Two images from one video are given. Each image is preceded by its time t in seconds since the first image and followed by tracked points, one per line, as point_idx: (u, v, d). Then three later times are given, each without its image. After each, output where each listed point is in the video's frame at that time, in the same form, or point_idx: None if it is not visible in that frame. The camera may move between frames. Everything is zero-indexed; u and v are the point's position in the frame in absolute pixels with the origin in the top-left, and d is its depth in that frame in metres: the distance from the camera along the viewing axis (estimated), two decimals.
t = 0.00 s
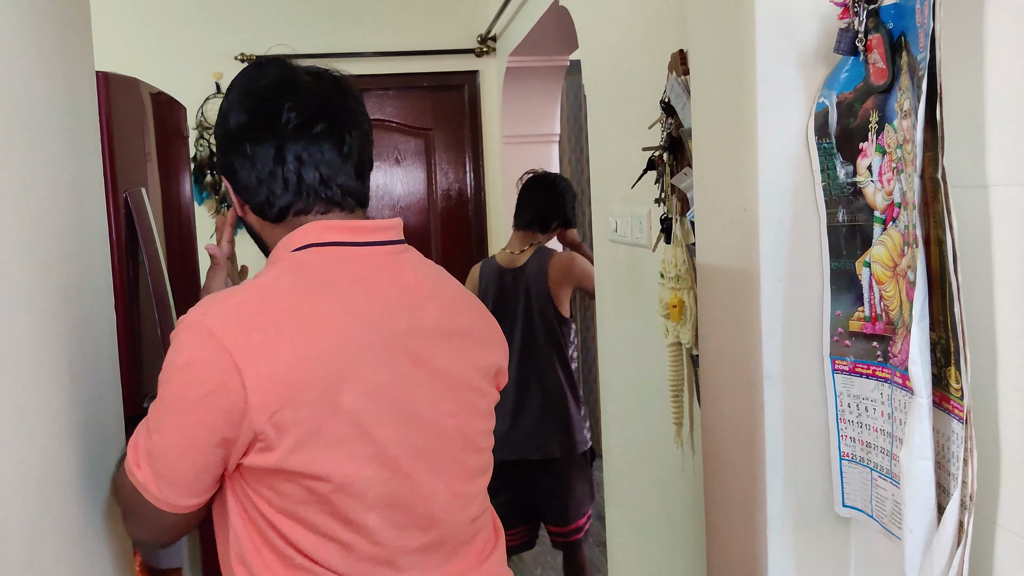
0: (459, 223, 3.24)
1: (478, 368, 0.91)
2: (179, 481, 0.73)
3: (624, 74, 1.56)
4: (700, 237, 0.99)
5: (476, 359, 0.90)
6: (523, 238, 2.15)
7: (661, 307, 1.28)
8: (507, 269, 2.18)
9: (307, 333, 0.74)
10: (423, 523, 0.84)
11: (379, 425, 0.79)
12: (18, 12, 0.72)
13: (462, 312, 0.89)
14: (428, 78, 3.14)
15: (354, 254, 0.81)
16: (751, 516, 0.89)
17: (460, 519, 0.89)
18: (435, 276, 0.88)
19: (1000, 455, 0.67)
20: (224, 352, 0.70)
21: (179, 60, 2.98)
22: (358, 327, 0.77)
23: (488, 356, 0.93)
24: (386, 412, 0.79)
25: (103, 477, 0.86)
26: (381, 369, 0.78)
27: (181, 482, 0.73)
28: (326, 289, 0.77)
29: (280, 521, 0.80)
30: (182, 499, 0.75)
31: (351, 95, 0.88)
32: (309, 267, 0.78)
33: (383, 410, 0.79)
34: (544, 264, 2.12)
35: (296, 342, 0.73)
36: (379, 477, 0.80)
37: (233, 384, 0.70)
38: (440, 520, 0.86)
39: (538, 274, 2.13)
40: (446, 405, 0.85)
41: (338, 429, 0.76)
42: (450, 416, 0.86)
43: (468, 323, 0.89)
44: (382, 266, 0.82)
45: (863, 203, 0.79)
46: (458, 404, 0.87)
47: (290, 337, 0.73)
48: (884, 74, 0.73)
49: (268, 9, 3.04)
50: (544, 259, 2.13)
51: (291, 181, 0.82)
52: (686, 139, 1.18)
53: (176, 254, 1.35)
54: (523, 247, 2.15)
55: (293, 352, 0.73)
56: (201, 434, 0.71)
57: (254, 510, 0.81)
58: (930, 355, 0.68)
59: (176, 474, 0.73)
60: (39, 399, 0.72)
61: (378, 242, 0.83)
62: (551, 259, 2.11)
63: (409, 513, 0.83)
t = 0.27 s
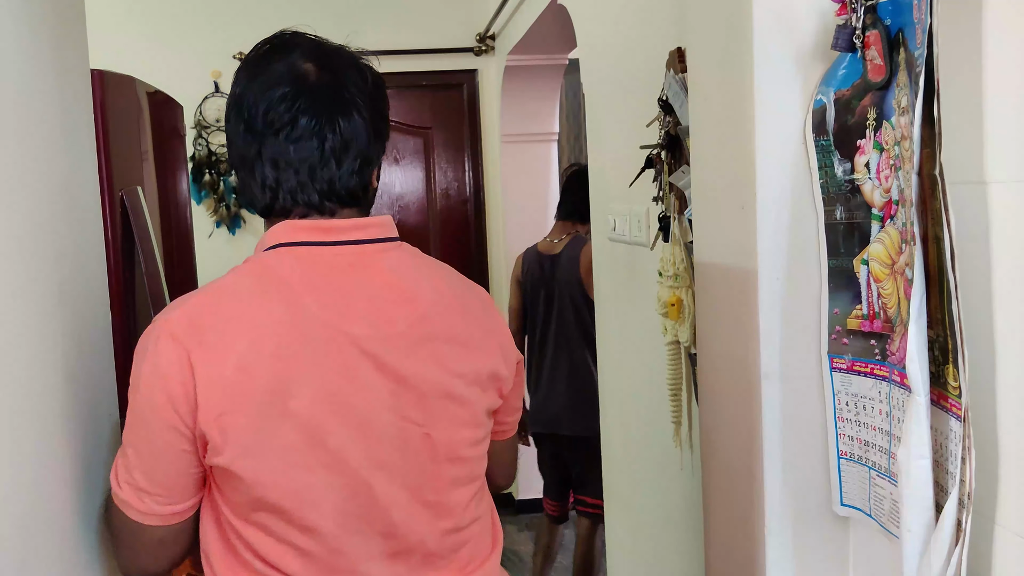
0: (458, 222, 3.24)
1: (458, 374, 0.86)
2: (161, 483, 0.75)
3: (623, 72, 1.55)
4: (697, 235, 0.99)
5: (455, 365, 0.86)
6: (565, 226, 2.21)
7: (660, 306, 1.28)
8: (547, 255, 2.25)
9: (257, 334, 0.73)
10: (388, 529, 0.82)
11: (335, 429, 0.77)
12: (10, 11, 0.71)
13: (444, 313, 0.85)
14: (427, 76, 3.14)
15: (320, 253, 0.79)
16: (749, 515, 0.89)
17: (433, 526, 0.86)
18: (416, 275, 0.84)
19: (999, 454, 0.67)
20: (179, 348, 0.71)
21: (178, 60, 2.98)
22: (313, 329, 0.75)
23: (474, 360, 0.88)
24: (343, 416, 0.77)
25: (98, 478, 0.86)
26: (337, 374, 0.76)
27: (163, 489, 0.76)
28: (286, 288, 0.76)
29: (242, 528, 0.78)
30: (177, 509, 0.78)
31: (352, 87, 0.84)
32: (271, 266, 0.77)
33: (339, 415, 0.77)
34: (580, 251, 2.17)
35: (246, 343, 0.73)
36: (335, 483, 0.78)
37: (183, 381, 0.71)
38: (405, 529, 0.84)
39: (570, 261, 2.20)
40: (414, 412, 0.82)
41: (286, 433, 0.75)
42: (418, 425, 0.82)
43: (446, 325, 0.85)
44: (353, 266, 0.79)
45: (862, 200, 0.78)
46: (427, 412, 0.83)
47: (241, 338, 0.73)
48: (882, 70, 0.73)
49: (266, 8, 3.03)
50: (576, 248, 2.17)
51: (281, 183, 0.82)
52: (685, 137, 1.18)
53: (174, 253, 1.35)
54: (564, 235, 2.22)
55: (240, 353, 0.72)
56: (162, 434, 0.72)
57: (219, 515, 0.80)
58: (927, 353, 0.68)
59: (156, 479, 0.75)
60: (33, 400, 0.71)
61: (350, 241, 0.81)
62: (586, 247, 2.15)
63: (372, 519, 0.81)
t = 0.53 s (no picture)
0: (456, 220, 3.23)
1: (446, 377, 0.87)
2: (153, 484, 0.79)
3: (620, 70, 1.55)
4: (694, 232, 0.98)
5: (444, 368, 0.87)
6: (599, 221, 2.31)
7: (658, 303, 1.27)
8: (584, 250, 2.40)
9: (238, 331, 0.77)
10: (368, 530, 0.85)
11: (312, 428, 0.80)
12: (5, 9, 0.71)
13: (431, 316, 0.86)
14: (425, 75, 3.13)
15: (305, 254, 0.82)
16: (747, 513, 0.89)
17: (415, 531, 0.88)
18: (406, 276, 0.86)
19: (997, 451, 0.66)
20: (167, 342, 0.76)
21: (176, 58, 2.98)
22: (290, 327, 0.79)
23: (465, 364, 0.90)
24: (320, 415, 0.80)
25: (94, 477, 0.86)
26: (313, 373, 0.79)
27: (161, 489, 0.79)
28: (269, 287, 0.79)
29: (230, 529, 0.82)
30: (173, 507, 0.81)
31: (356, 84, 0.84)
32: (257, 264, 0.81)
33: (318, 415, 0.80)
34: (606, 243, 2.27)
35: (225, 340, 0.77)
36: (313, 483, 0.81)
37: (167, 373, 0.75)
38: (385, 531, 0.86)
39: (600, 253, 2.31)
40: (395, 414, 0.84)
41: (263, 430, 0.78)
42: (401, 426, 0.84)
43: (433, 330, 0.86)
44: (337, 267, 0.82)
45: (859, 197, 0.78)
46: (409, 414, 0.85)
47: (222, 333, 0.77)
48: (879, 66, 0.73)
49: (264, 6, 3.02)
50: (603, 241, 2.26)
51: (281, 178, 0.83)
52: (682, 134, 1.18)
53: (170, 252, 1.35)
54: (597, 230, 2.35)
55: (219, 349, 0.76)
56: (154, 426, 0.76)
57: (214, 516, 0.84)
58: (924, 349, 0.68)
59: (152, 479, 0.79)
60: (29, 399, 0.71)
61: (336, 242, 0.83)
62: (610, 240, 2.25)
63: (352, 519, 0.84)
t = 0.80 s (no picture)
0: (454, 219, 3.23)
1: (446, 372, 0.87)
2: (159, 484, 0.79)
3: (618, 68, 1.55)
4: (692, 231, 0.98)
5: (441, 360, 0.87)
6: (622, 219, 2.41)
7: (656, 302, 1.27)
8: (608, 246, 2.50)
9: (238, 328, 0.77)
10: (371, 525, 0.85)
11: (311, 423, 0.80)
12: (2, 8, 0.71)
13: (428, 308, 0.86)
14: (423, 73, 3.13)
15: (302, 251, 0.82)
16: (745, 512, 0.89)
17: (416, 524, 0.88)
18: (402, 269, 0.86)
19: (994, 450, 0.67)
20: (167, 341, 0.76)
21: (173, 57, 2.97)
22: (289, 324, 0.79)
23: (463, 356, 0.89)
24: (319, 410, 0.80)
25: (92, 477, 0.86)
26: (312, 368, 0.79)
27: (165, 489, 0.80)
28: (268, 285, 0.79)
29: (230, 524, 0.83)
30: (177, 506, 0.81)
31: (351, 84, 0.83)
32: (254, 262, 0.81)
33: (317, 410, 0.80)
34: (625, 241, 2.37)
35: (225, 337, 0.77)
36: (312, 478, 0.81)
37: (168, 373, 0.76)
38: (387, 525, 0.86)
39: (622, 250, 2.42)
40: (394, 408, 0.84)
41: (263, 426, 0.78)
42: (400, 420, 0.84)
43: (432, 322, 0.86)
44: (333, 263, 0.82)
45: (857, 195, 0.78)
46: (409, 409, 0.85)
47: (221, 330, 0.77)
48: (877, 65, 0.73)
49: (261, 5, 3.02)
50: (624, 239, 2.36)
51: (275, 176, 0.83)
52: (680, 133, 1.18)
53: (168, 251, 1.35)
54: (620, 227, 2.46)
55: (219, 347, 0.76)
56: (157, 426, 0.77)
57: (216, 512, 0.84)
58: (921, 347, 0.68)
59: (157, 480, 0.79)
60: (27, 399, 0.71)
61: (331, 238, 0.83)
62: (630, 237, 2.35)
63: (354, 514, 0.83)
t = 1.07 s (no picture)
0: (452, 219, 3.23)
1: (445, 366, 0.88)
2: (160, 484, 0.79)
3: (616, 69, 1.55)
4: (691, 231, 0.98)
5: (438, 355, 0.87)
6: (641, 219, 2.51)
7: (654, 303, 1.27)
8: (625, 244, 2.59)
9: (236, 327, 0.77)
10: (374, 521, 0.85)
11: (310, 420, 0.80)
12: None
13: (423, 304, 0.86)
14: (421, 73, 3.13)
15: (296, 250, 0.82)
16: (744, 512, 0.89)
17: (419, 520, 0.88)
18: (396, 266, 0.86)
19: (993, 450, 0.67)
20: (164, 341, 0.76)
21: (171, 57, 2.97)
22: (286, 323, 0.79)
23: (460, 350, 0.89)
24: (319, 406, 0.80)
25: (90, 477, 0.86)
26: (312, 365, 0.79)
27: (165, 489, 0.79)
28: (265, 284, 0.79)
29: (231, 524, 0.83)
30: (177, 501, 0.80)
31: (343, 87, 0.84)
32: (250, 262, 0.81)
33: (316, 408, 0.80)
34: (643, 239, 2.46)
35: (226, 336, 0.77)
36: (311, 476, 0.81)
37: (167, 373, 0.76)
38: (389, 520, 0.86)
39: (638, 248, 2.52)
40: (393, 403, 0.84)
41: (264, 424, 0.78)
42: (399, 415, 0.84)
43: (428, 318, 0.87)
44: (329, 262, 0.83)
45: (855, 195, 0.78)
46: (408, 403, 0.85)
47: (219, 329, 0.77)
48: (876, 65, 0.73)
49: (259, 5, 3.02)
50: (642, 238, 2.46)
51: (264, 176, 0.83)
52: (678, 133, 1.17)
53: (166, 251, 1.34)
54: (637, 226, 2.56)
55: (217, 345, 0.76)
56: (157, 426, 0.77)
57: (216, 512, 0.84)
58: (919, 347, 0.68)
59: (158, 481, 0.79)
60: (24, 399, 0.71)
61: (325, 237, 0.84)
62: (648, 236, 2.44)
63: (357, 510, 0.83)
